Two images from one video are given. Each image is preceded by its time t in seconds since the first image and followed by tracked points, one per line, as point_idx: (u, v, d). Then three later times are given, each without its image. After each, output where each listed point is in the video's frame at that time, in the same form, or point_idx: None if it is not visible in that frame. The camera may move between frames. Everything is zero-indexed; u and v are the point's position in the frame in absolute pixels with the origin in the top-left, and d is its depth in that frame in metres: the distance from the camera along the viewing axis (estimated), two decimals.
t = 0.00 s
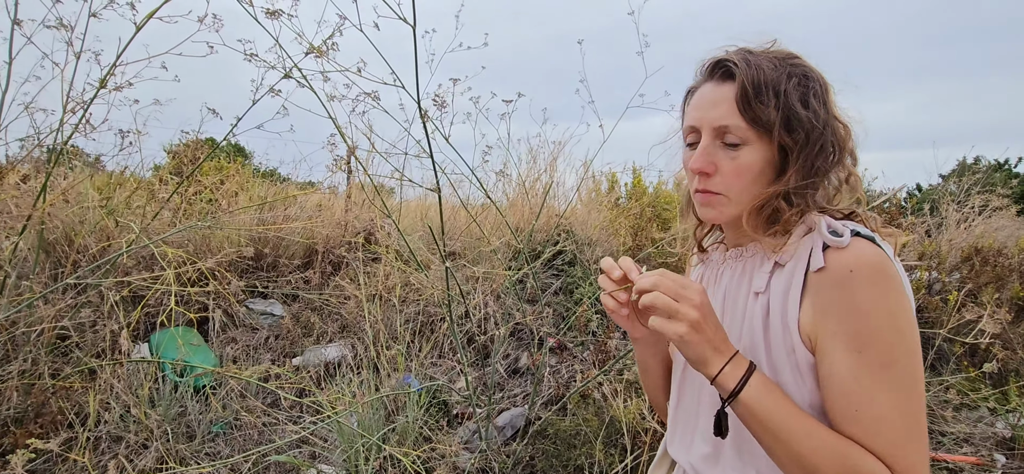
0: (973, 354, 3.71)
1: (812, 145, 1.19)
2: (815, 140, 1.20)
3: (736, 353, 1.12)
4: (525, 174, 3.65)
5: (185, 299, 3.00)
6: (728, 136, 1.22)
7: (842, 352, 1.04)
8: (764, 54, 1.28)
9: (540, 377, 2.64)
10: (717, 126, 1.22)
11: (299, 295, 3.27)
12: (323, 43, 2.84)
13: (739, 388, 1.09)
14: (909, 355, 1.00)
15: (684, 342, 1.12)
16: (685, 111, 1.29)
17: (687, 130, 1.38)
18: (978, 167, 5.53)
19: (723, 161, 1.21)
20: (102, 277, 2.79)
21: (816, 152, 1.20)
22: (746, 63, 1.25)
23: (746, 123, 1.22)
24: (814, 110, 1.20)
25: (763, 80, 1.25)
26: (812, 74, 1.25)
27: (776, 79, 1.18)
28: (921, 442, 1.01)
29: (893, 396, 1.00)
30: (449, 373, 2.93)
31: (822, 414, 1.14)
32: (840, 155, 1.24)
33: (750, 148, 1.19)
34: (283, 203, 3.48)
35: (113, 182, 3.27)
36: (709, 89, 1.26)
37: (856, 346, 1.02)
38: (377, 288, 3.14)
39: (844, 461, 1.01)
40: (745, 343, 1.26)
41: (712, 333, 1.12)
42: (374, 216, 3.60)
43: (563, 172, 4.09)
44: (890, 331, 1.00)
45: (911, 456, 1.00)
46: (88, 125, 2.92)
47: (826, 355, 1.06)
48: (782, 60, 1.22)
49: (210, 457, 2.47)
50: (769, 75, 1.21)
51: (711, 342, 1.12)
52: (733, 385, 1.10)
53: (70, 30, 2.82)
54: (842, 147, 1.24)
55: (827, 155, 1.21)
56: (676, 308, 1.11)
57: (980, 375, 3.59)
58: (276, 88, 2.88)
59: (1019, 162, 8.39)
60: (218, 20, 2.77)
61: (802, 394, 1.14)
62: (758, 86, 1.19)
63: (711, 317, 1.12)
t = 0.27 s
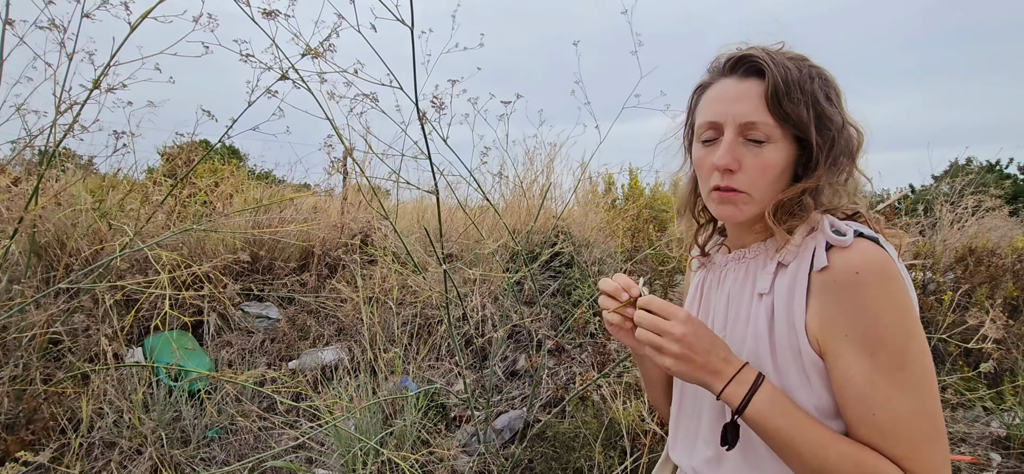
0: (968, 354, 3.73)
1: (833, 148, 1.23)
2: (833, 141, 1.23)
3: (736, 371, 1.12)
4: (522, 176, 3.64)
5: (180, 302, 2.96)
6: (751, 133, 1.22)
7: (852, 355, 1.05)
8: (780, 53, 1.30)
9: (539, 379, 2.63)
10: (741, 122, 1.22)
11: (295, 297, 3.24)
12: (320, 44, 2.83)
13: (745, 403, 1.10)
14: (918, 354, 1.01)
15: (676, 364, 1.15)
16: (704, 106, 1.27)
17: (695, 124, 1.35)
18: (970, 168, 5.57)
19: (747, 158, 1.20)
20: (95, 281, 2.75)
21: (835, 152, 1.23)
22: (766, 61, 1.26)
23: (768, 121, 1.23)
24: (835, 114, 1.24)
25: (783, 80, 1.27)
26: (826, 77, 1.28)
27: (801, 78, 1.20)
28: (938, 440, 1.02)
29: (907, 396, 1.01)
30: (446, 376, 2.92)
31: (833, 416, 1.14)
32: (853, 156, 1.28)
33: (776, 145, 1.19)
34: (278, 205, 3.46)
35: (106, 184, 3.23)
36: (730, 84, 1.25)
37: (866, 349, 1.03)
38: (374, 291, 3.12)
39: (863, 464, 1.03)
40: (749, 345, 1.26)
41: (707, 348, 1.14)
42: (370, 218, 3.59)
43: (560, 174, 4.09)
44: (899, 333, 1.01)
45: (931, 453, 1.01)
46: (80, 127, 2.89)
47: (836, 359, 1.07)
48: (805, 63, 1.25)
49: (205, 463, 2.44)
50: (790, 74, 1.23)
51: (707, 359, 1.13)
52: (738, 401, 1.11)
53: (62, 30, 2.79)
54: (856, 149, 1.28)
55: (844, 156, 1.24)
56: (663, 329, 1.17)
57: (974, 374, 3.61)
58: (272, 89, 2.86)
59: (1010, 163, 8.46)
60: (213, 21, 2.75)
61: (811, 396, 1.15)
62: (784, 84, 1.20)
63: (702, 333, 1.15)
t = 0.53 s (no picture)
0: (959, 352, 3.75)
1: (845, 145, 1.25)
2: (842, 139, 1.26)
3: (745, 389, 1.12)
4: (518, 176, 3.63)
5: (172, 304, 2.93)
6: (763, 133, 1.24)
7: (864, 355, 1.05)
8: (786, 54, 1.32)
9: (536, 380, 2.62)
10: (754, 122, 1.23)
11: (289, 299, 3.21)
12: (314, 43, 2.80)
13: (756, 420, 1.10)
14: (930, 353, 1.01)
15: (684, 388, 1.14)
16: (715, 106, 1.28)
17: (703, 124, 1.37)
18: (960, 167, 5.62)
19: (760, 159, 1.22)
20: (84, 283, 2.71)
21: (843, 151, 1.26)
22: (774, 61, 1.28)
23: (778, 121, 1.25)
24: (844, 112, 1.27)
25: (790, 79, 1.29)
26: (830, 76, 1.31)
27: (811, 78, 1.22)
28: (955, 436, 1.02)
29: (920, 395, 1.01)
30: (442, 377, 2.90)
31: (846, 415, 1.14)
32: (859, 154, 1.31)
33: (788, 144, 1.21)
34: (271, 206, 3.42)
35: (95, 185, 3.19)
36: (740, 84, 1.26)
37: (878, 349, 1.03)
38: (369, 292, 3.10)
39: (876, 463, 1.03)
40: (757, 345, 1.26)
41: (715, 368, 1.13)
42: (365, 218, 3.56)
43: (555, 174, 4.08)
44: (909, 332, 1.01)
45: (948, 450, 1.02)
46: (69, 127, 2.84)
47: (848, 358, 1.07)
48: (812, 62, 1.27)
49: (197, 467, 2.42)
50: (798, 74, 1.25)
51: (714, 378, 1.13)
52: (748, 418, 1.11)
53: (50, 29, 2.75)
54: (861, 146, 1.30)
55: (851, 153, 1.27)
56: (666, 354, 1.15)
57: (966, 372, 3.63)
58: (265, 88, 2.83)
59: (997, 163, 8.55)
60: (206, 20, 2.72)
61: (822, 396, 1.15)
62: (794, 84, 1.22)
63: (706, 354, 1.14)
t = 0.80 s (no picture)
0: (948, 349, 3.79)
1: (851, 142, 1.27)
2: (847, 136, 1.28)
3: (744, 378, 1.13)
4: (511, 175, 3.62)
5: (161, 306, 2.88)
6: (770, 131, 1.25)
7: (863, 353, 1.05)
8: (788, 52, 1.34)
9: (531, 380, 2.61)
10: (761, 120, 1.24)
11: (280, 300, 3.17)
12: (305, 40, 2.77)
13: (751, 409, 1.10)
14: (931, 354, 1.01)
15: (684, 370, 1.14)
16: (721, 105, 1.29)
17: (707, 122, 1.38)
18: (946, 167, 5.69)
19: (768, 156, 1.23)
20: (70, 284, 2.66)
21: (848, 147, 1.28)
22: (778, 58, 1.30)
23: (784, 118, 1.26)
24: (849, 110, 1.28)
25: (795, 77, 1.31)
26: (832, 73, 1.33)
27: (816, 75, 1.24)
28: (952, 440, 1.02)
29: (919, 396, 1.01)
30: (436, 378, 2.88)
31: (845, 414, 1.14)
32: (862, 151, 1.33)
33: (795, 142, 1.23)
34: (262, 205, 3.39)
35: (81, 185, 3.13)
36: (746, 82, 1.28)
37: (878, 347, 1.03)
38: (362, 292, 3.07)
39: (870, 463, 1.03)
40: (760, 342, 1.26)
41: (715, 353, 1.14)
42: (357, 218, 3.53)
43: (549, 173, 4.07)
44: (912, 332, 1.00)
45: (944, 453, 1.01)
46: (54, 125, 2.79)
47: (848, 356, 1.07)
48: (817, 60, 1.29)
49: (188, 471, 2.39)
50: (802, 71, 1.27)
51: (714, 363, 1.13)
52: (745, 408, 1.11)
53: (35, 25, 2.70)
54: (865, 143, 1.32)
55: (856, 151, 1.29)
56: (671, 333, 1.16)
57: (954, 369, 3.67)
58: (256, 86, 2.80)
59: (981, 162, 8.67)
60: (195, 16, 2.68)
61: (822, 394, 1.15)
62: (800, 82, 1.24)
63: (710, 337, 1.15)
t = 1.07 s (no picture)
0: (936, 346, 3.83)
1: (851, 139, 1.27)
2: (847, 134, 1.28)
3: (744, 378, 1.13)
4: (503, 174, 3.60)
5: (148, 307, 2.83)
6: (772, 127, 1.25)
7: (865, 354, 1.05)
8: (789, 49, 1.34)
9: (524, 379, 2.59)
10: (763, 117, 1.24)
11: (270, 300, 3.13)
12: (295, 36, 2.74)
13: (750, 410, 1.10)
14: (933, 357, 1.01)
15: (684, 371, 1.15)
16: (723, 101, 1.29)
17: (708, 118, 1.37)
18: (933, 165, 5.76)
19: (770, 152, 1.23)
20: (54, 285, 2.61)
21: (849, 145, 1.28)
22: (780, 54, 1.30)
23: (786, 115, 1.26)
24: (848, 107, 1.29)
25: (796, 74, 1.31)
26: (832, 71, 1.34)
27: (818, 72, 1.24)
28: (952, 443, 1.02)
29: (920, 399, 1.01)
30: (429, 378, 2.86)
31: (845, 416, 1.14)
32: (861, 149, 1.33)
33: (798, 138, 1.23)
34: (251, 205, 3.34)
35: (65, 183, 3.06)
36: (748, 79, 1.28)
37: (880, 349, 1.03)
38: (354, 292, 3.04)
39: (867, 465, 1.03)
40: (760, 343, 1.26)
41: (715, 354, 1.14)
42: (348, 217, 3.49)
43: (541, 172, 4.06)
44: (914, 334, 1.00)
45: (943, 457, 1.01)
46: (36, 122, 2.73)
47: (849, 358, 1.07)
48: (817, 57, 1.29)
49: None
50: (803, 69, 1.27)
51: (714, 363, 1.14)
52: (744, 408, 1.11)
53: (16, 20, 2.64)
54: (864, 142, 1.33)
55: (856, 149, 1.30)
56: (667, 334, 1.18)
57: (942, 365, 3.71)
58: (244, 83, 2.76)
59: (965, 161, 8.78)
60: (182, 11, 2.63)
61: (822, 395, 1.15)
62: (801, 79, 1.24)
63: (709, 338, 1.15)
